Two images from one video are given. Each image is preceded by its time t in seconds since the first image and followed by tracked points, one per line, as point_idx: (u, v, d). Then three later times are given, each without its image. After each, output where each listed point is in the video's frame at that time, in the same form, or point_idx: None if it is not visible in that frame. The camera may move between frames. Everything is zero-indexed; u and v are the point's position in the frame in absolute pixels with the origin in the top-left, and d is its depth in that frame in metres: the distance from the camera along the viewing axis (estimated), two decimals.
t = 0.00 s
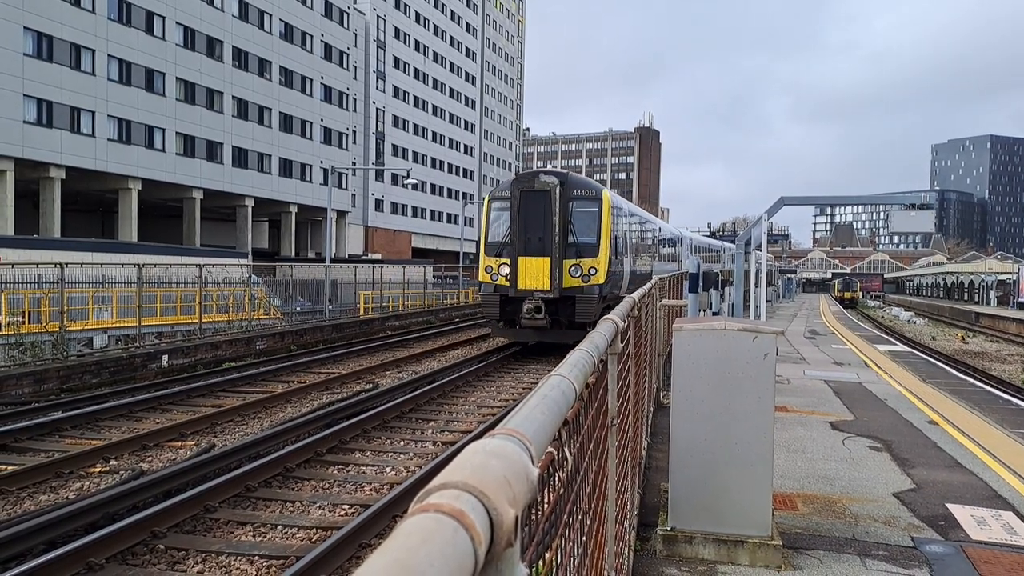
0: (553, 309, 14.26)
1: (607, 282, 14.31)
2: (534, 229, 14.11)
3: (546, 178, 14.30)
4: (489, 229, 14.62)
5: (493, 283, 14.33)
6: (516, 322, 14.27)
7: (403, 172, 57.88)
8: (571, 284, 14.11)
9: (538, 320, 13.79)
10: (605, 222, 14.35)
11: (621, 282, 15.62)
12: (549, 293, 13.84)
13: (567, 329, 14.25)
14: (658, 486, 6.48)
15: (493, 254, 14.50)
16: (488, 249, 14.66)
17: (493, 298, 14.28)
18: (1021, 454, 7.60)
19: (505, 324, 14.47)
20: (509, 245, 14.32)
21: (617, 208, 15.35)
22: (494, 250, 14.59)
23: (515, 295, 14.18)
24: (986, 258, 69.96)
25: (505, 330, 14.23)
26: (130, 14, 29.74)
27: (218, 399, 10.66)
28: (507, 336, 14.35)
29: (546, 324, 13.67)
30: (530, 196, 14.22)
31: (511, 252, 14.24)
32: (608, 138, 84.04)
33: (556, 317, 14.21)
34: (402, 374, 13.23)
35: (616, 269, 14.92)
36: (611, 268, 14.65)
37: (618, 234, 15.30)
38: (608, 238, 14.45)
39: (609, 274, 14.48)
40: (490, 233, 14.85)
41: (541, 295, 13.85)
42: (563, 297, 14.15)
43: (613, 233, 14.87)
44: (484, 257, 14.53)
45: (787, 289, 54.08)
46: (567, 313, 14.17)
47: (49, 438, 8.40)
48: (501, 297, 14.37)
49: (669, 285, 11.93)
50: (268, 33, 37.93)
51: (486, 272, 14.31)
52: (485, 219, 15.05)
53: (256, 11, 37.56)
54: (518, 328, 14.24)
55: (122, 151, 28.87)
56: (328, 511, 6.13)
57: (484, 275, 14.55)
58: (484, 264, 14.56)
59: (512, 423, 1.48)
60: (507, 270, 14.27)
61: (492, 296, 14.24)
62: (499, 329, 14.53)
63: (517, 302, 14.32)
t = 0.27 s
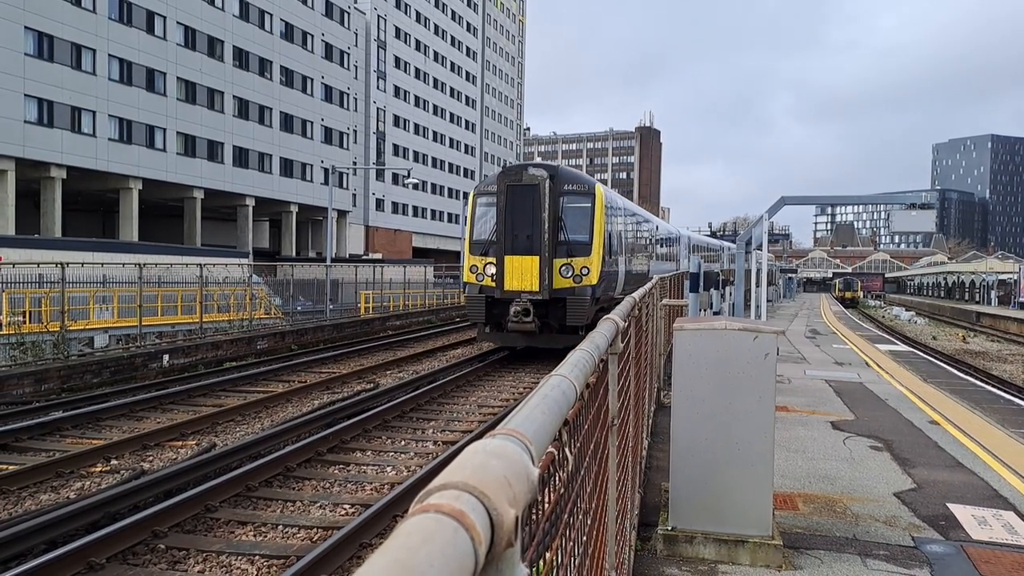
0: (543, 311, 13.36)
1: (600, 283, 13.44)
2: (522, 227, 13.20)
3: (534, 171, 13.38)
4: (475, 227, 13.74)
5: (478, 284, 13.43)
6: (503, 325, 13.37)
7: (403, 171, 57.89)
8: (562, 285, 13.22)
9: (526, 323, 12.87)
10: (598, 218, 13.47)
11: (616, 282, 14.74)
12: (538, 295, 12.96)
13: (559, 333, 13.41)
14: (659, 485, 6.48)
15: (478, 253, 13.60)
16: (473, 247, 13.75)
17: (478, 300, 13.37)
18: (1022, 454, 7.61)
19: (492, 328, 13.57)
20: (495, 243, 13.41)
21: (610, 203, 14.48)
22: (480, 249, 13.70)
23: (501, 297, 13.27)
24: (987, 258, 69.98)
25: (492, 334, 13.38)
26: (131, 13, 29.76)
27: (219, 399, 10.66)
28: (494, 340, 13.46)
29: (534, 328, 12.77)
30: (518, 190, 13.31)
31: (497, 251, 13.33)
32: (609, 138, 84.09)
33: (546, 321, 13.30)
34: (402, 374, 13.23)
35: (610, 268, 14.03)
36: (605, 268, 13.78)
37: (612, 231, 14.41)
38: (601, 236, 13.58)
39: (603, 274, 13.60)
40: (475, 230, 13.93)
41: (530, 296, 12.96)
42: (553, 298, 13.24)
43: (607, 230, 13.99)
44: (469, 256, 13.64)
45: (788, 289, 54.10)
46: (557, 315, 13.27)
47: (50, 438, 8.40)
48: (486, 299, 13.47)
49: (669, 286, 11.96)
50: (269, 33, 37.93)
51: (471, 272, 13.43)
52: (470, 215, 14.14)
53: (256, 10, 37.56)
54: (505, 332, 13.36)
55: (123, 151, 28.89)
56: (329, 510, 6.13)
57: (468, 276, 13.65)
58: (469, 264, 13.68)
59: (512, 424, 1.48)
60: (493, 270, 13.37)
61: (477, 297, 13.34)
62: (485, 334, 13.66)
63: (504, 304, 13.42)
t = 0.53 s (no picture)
0: (530, 314, 12.61)
1: (592, 284, 12.70)
2: (508, 224, 12.44)
3: (520, 163, 12.61)
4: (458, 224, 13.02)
5: (462, 285, 12.70)
6: (488, 329, 12.65)
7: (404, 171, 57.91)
8: (551, 286, 12.49)
9: (512, 328, 12.10)
10: (589, 214, 12.74)
11: (609, 281, 13.99)
12: (526, 297, 12.22)
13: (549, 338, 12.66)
14: (659, 485, 6.48)
15: (462, 252, 12.90)
16: (457, 246, 13.00)
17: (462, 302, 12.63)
18: (1022, 453, 7.62)
19: (476, 332, 12.81)
20: (479, 242, 12.67)
21: (603, 198, 13.75)
22: (463, 247, 12.98)
23: (486, 299, 12.54)
24: (988, 257, 70.05)
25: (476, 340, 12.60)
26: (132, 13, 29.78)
27: (220, 399, 10.68)
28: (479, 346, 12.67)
29: (521, 332, 12.01)
30: (504, 184, 12.54)
31: (481, 250, 12.60)
32: (610, 138, 84.20)
33: (534, 325, 12.56)
34: (403, 374, 13.22)
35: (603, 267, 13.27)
36: (597, 267, 13.04)
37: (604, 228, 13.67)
38: (592, 233, 12.85)
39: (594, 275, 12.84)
40: (459, 227, 13.19)
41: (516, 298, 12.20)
42: (541, 300, 12.52)
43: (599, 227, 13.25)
44: (452, 256, 12.93)
45: (789, 289, 54.13)
46: (546, 318, 12.51)
47: (51, 438, 8.42)
48: (471, 301, 12.74)
49: (669, 284, 12.02)
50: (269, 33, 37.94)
51: (454, 273, 12.71)
52: (453, 211, 13.41)
53: (257, 10, 37.54)
54: (490, 337, 12.59)
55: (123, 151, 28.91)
56: (330, 510, 6.13)
57: (452, 276, 12.92)
58: (453, 263, 12.98)
59: (513, 423, 1.48)
60: (478, 270, 12.65)
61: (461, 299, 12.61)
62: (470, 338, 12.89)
63: (489, 307, 12.69)
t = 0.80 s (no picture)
0: (516, 318, 11.65)
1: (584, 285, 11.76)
2: (492, 220, 11.46)
3: (505, 154, 11.62)
4: (437, 220, 12.05)
5: (442, 287, 11.71)
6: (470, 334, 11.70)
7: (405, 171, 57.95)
8: (539, 288, 11.53)
9: (496, 333, 11.16)
10: (580, 209, 11.79)
11: (602, 283, 13.06)
12: (511, 299, 11.25)
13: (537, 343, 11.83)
14: (660, 485, 6.49)
15: (442, 251, 11.91)
16: (436, 244, 12.00)
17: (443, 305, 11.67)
18: (1023, 453, 7.63)
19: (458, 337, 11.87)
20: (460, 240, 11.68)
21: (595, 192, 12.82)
22: (443, 246, 11.99)
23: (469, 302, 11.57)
24: (988, 258, 70.10)
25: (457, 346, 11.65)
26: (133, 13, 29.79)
27: (220, 399, 10.68)
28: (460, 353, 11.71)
29: (505, 338, 11.07)
30: (487, 177, 11.56)
31: (462, 248, 11.63)
32: (611, 138, 84.25)
33: (520, 330, 11.63)
34: (403, 373, 13.22)
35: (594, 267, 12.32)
36: (589, 267, 12.10)
37: (596, 225, 12.71)
38: (584, 231, 11.92)
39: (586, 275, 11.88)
40: (439, 224, 12.20)
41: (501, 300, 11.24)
42: (528, 303, 11.57)
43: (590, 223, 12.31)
44: (430, 255, 11.95)
45: (789, 289, 54.16)
46: (533, 323, 11.56)
47: (52, 437, 8.42)
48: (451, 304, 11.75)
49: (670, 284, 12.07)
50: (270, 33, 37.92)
51: (433, 273, 11.72)
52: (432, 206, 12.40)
53: (258, 10, 37.51)
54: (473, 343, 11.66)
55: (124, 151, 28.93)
56: (330, 510, 6.13)
57: (431, 277, 11.93)
58: (431, 263, 11.98)
59: (514, 423, 1.48)
60: (458, 270, 11.65)
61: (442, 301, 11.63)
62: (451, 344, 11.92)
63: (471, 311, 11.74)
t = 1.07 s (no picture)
0: (500, 323, 10.88)
1: (573, 286, 10.94)
2: (472, 216, 10.63)
3: (486, 143, 10.76)
4: (415, 216, 11.25)
5: (419, 289, 10.92)
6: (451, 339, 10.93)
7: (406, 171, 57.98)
8: (524, 290, 10.72)
9: (477, 340, 10.36)
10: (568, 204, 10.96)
11: (594, 283, 12.22)
12: (493, 303, 10.44)
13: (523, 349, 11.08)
14: (661, 485, 6.49)
15: (419, 249, 11.10)
16: (413, 241, 11.19)
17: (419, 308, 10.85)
18: None
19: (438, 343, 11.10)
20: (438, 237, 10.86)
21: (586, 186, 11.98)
22: (420, 244, 11.18)
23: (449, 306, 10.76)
24: (989, 258, 70.11)
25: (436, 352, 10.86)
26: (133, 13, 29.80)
27: (221, 399, 10.69)
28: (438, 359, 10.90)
29: (486, 345, 10.27)
30: (466, 169, 10.71)
31: (440, 246, 10.81)
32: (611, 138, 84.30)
33: (504, 335, 10.85)
34: (404, 374, 13.22)
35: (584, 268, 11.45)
36: (579, 267, 11.28)
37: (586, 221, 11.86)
38: (574, 228, 11.09)
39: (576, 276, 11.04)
40: (416, 220, 11.37)
41: (483, 304, 10.44)
42: (512, 306, 10.75)
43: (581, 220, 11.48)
44: (407, 254, 11.14)
45: (790, 289, 54.17)
46: (518, 328, 10.78)
47: (53, 437, 8.43)
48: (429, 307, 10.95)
49: (670, 285, 12.12)
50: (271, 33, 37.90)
51: (409, 274, 10.93)
52: (410, 201, 11.57)
53: (258, 10, 37.45)
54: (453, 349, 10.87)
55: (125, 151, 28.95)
56: (331, 510, 6.12)
57: (407, 278, 11.12)
58: (407, 263, 11.17)
59: (514, 424, 1.48)
60: (436, 271, 10.84)
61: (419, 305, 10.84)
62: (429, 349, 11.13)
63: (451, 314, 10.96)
